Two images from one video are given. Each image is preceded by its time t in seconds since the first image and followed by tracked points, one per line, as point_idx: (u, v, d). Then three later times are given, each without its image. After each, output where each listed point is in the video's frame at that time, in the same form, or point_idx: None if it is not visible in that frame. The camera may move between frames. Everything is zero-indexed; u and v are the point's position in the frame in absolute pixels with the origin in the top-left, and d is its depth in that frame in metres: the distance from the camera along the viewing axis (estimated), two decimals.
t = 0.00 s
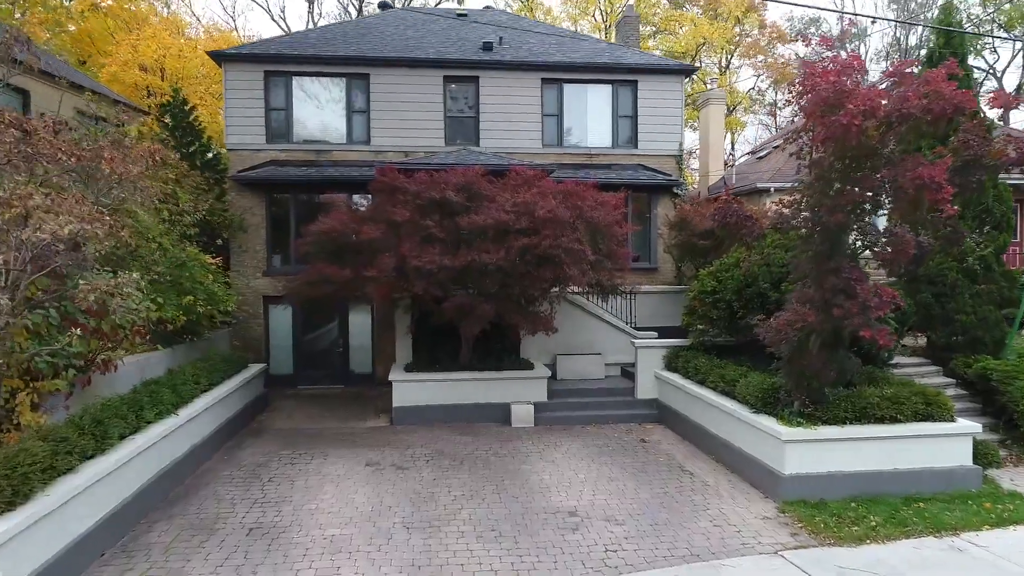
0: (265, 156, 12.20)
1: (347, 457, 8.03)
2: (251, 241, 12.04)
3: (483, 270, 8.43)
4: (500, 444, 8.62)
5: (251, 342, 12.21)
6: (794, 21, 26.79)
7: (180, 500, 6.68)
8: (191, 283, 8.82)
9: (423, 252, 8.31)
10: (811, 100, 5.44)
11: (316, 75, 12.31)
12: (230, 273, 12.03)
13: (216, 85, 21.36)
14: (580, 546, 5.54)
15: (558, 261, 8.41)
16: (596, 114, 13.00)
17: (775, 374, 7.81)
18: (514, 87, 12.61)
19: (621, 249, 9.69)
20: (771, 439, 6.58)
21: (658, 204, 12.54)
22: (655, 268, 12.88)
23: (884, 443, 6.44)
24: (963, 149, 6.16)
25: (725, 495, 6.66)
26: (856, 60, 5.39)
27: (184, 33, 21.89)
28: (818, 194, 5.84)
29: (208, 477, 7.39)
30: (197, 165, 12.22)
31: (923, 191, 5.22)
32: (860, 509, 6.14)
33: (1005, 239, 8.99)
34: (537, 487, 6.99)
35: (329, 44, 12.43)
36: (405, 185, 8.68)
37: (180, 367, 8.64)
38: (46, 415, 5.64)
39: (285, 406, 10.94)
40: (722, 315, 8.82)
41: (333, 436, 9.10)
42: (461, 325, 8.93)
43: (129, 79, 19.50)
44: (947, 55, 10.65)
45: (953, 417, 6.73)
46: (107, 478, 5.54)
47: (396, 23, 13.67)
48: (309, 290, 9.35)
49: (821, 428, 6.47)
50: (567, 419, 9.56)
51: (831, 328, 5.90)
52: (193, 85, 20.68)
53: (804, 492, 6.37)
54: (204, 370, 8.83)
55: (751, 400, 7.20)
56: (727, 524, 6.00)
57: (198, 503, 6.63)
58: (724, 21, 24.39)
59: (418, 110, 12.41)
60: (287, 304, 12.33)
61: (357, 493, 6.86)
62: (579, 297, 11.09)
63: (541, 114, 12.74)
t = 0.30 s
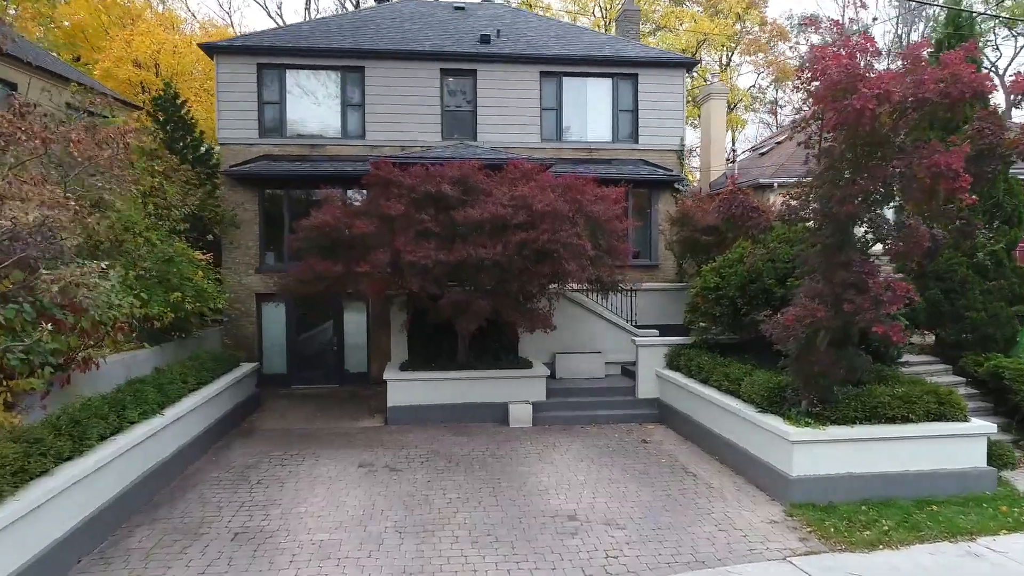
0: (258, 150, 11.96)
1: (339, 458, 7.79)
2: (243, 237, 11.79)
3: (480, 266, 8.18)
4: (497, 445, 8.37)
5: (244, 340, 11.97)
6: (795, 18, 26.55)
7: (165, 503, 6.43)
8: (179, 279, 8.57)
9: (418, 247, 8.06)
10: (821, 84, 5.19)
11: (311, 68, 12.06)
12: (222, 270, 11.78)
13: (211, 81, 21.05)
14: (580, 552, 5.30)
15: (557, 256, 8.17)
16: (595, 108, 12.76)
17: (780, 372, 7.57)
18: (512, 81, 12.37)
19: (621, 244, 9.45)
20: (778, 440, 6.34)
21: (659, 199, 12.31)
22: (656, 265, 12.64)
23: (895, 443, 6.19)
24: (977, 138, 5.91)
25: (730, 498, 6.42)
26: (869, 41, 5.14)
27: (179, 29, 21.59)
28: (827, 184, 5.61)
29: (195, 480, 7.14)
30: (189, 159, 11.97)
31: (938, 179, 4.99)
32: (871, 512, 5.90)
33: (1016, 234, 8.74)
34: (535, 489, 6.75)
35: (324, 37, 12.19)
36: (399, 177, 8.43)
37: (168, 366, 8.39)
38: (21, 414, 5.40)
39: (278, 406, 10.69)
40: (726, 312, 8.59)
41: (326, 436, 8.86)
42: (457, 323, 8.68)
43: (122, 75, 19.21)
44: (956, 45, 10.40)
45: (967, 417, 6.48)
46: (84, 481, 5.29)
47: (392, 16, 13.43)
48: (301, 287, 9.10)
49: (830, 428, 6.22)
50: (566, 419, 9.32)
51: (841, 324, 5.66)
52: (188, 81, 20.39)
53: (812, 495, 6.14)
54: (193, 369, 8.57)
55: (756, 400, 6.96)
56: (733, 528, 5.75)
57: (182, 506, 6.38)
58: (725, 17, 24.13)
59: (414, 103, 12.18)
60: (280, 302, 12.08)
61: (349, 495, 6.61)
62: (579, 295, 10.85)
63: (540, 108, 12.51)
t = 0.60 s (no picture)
0: (250, 144, 11.70)
1: (330, 460, 7.53)
2: (235, 234, 11.53)
3: (475, 261, 7.92)
4: (494, 446, 8.11)
5: (236, 339, 11.71)
6: (796, 15, 26.31)
7: (146, 507, 6.16)
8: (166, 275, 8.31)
9: (411, 241, 7.80)
10: (831, 67, 4.94)
11: (304, 60, 11.81)
12: (213, 267, 11.53)
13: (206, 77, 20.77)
14: (578, 559, 5.04)
15: (555, 251, 7.91)
16: (595, 102, 12.52)
17: (786, 371, 7.32)
18: (510, 74, 12.11)
19: (621, 239, 9.19)
20: (784, 441, 6.09)
21: (659, 195, 12.05)
22: (657, 262, 12.38)
23: (906, 445, 5.95)
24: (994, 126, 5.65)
25: (734, 502, 6.17)
26: (882, 20, 4.88)
27: (174, 24, 21.31)
28: (837, 173, 5.36)
29: (179, 483, 6.87)
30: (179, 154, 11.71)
31: (955, 166, 4.74)
32: (882, 517, 5.65)
33: None
34: (532, 492, 6.50)
35: (317, 29, 11.94)
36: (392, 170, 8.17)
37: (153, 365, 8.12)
38: None
39: (269, 406, 10.42)
40: (729, 309, 8.35)
41: (317, 437, 8.60)
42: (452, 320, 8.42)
43: (115, 71, 18.94)
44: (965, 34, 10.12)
45: (981, 417, 6.23)
46: (56, 485, 5.02)
47: (387, 8, 13.18)
48: (292, 283, 8.84)
49: (839, 429, 5.97)
50: (565, 419, 9.06)
51: (852, 320, 5.41)
52: (182, 77, 20.15)
53: (820, 498, 5.89)
54: (180, 367, 8.31)
55: (761, 399, 6.72)
56: (739, 534, 5.50)
57: (164, 511, 6.11)
58: (726, 14, 23.87)
59: (410, 97, 11.92)
60: (273, 300, 11.82)
61: (339, 499, 6.34)
62: (577, 292, 10.60)
63: (538, 102, 12.26)
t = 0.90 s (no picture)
0: (241, 138, 11.44)
1: (319, 462, 7.27)
2: (226, 229, 11.27)
3: (470, 256, 7.66)
4: (489, 447, 7.85)
5: (227, 338, 11.45)
6: (797, 12, 26.04)
7: (125, 512, 5.90)
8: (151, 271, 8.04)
9: (404, 235, 7.53)
10: (844, 47, 4.70)
11: (297, 52, 11.56)
12: (203, 263, 11.27)
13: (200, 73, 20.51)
14: (575, 566, 4.78)
15: (552, 246, 7.64)
16: (594, 95, 12.27)
17: (792, 369, 7.06)
18: (507, 66, 11.86)
19: (621, 234, 8.94)
20: (791, 442, 5.84)
21: (660, 190, 11.79)
22: (658, 259, 12.12)
23: (918, 446, 5.70)
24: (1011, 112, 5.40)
25: (739, 506, 5.91)
26: None
27: (167, 19, 21.03)
28: (848, 160, 5.12)
29: (162, 485, 6.61)
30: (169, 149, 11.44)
31: (974, 152, 4.49)
32: (893, 522, 5.40)
33: None
34: (528, 495, 6.24)
35: (310, 20, 11.68)
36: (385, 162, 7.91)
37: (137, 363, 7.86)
38: None
39: (259, 406, 10.15)
40: (732, 306, 8.11)
41: (307, 438, 8.34)
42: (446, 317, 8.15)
43: (107, 66, 18.66)
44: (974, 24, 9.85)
45: (996, 417, 5.97)
46: (26, 489, 4.75)
47: None
48: (282, 280, 8.58)
49: (848, 429, 5.72)
50: (563, 419, 8.80)
51: (863, 315, 5.15)
52: (176, 73, 19.90)
53: (829, 502, 5.65)
54: (165, 366, 8.05)
55: (766, 399, 6.46)
56: (745, 539, 5.24)
57: (143, 515, 5.84)
58: (726, 10, 23.61)
59: (405, 90, 11.66)
60: (264, 298, 11.56)
61: (327, 502, 6.08)
62: (576, 289, 10.35)
63: (536, 96, 12.00)
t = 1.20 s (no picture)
0: (231, 132, 11.17)
1: (307, 464, 7.00)
2: (215, 225, 11.01)
3: (464, 250, 7.39)
4: (484, 449, 7.59)
5: (217, 336, 11.19)
6: (797, 8, 25.78)
7: (101, 517, 5.63)
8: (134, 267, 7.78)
9: (395, 229, 7.27)
10: (858, 26, 4.47)
11: (290, 44, 11.32)
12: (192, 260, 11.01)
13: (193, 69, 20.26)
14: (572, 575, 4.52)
15: (549, 240, 7.38)
16: (593, 89, 12.01)
17: (798, 368, 6.80)
18: (503, 58, 11.60)
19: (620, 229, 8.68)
20: (798, 443, 5.59)
21: (660, 185, 11.54)
22: (658, 256, 11.87)
23: (931, 447, 5.45)
24: None
25: (744, 511, 5.65)
26: None
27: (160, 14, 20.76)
28: (859, 147, 4.87)
29: (142, 489, 6.34)
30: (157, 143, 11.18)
31: (994, 135, 4.23)
32: (906, 527, 5.15)
33: None
34: (524, 499, 5.98)
35: (302, 11, 11.42)
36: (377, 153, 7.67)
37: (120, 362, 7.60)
38: None
39: (249, 406, 9.89)
40: (735, 302, 7.86)
41: (297, 439, 8.07)
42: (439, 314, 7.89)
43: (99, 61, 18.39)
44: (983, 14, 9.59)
45: (1011, 417, 5.72)
46: None
47: None
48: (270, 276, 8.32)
49: (858, 430, 5.46)
50: (560, 420, 8.54)
51: (875, 310, 4.89)
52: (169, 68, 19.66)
53: (838, 506, 5.39)
54: (149, 364, 7.79)
55: (772, 398, 6.21)
56: (751, 546, 4.98)
57: (119, 520, 5.57)
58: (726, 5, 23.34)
59: (399, 82, 11.41)
60: (256, 295, 11.30)
61: (313, 507, 5.82)
62: (574, 286, 10.10)
63: (534, 89, 11.74)
